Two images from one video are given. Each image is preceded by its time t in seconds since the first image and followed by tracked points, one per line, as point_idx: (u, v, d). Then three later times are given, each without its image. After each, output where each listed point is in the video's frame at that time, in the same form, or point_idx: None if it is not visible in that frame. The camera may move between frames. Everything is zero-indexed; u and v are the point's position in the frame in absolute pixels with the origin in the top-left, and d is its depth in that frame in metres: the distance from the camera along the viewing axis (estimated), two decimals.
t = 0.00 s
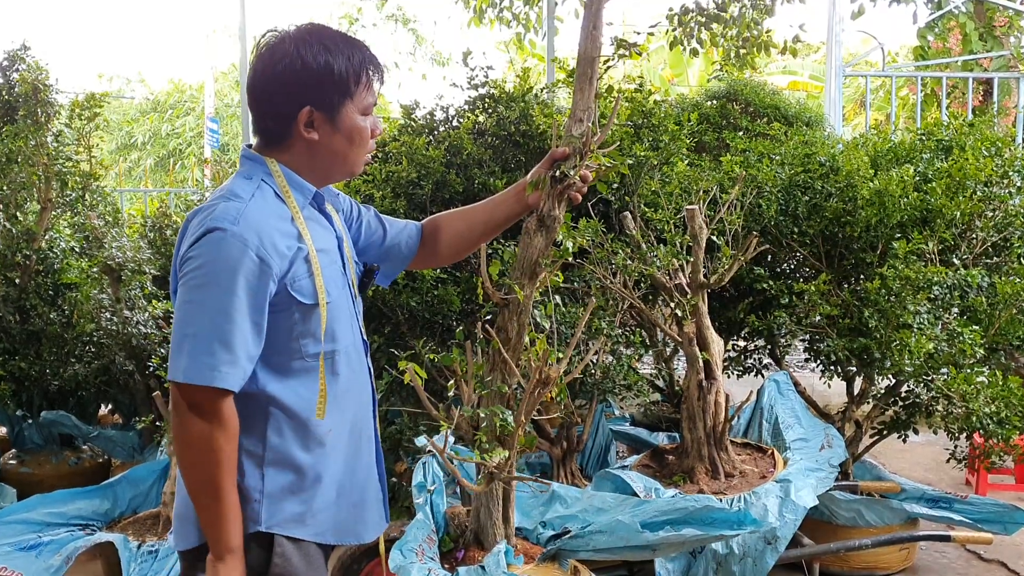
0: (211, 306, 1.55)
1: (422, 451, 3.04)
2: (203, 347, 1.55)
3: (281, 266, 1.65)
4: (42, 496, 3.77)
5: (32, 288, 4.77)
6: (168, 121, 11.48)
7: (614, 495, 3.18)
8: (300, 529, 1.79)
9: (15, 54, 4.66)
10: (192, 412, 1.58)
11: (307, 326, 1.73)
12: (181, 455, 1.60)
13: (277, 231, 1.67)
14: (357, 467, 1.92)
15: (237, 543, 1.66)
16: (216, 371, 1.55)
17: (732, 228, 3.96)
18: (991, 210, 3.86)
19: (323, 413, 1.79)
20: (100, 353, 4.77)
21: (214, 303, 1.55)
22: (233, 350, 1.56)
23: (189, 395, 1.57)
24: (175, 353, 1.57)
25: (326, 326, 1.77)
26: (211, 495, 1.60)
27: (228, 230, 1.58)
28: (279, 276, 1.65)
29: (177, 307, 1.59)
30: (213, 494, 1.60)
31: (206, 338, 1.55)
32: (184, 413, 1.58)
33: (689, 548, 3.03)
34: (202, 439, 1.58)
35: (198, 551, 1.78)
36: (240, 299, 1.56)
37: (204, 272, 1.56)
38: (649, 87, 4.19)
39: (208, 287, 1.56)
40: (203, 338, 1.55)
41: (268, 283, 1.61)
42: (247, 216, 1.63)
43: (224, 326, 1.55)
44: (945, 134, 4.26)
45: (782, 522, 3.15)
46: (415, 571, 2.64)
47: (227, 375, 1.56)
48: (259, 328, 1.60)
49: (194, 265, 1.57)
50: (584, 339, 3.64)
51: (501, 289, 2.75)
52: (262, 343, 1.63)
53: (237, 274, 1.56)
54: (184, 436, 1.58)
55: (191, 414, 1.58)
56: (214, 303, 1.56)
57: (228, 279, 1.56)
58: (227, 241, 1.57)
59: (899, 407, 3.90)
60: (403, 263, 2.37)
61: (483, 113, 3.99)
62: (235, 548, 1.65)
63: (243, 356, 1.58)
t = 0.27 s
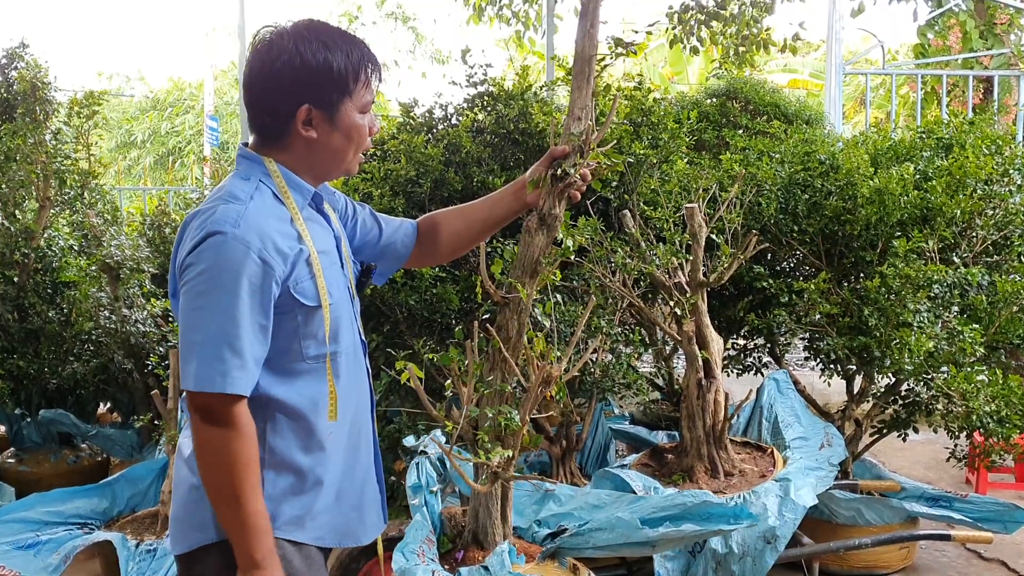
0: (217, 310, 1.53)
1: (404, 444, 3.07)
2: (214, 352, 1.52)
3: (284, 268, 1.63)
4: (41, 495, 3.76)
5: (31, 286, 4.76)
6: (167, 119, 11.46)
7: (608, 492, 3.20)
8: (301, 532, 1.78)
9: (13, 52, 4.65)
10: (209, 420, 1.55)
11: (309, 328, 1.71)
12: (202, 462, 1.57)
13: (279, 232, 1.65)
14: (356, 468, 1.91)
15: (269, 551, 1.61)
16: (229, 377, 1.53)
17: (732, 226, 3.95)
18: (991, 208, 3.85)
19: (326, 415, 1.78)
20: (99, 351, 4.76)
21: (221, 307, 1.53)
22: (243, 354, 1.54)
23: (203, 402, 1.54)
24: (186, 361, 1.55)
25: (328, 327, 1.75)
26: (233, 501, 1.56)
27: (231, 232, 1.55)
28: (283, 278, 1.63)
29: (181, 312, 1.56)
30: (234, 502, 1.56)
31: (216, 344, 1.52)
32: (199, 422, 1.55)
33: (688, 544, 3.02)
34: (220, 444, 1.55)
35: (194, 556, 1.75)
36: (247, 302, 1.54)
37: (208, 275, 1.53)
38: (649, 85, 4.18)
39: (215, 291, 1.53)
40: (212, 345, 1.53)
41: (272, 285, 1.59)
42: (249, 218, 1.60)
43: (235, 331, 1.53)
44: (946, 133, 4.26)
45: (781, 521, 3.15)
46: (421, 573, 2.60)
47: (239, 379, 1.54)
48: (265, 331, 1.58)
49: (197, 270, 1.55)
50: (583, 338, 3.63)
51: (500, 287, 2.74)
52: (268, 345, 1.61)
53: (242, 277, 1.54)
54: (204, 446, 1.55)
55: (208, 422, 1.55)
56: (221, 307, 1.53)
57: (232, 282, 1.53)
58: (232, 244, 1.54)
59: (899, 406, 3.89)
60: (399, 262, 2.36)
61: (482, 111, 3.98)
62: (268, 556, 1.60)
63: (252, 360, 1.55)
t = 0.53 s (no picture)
0: (218, 313, 1.50)
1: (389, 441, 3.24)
2: (220, 356, 1.49)
3: (284, 268, 1.61)
4: (41, 493, 3.76)
5: (31, 284, 4.76)
6: (168, 117, 11.45)
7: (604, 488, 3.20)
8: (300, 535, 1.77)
9: (14, 50, 4.65)
10: (222, 427, 1.52)
11: (309, 328, 1.69)
12: (221, 473, 1.53)
13: (278, 232, 1.62)
14: (355, 470, 1.90)
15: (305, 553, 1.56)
16: (236, 380, 1.50)
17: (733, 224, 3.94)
18: (993, 206, 3.84)
19: (326, 415, 1.76)
20: (99, 349, 4.76)
21: (223, 309, 1.50)
22: (248, 356, 1.51)
23: (215, 408, 1.51)
24: (192, 367, 1.52)
25: (328, 328, 1.73)
26: (255, 507, 1.52)
27: (231, 233, 1.53)
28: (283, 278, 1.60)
29: (181, 315, 1.53)
30: (257, 511, 1.53)
31: (220, 347, 1.49)
32: (210, 430, 1.52)
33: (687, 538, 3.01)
34: (236, 454, 1.52)
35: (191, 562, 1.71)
36: (250, 303, 1.52)
37: (208, 276, 1.51)
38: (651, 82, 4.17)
39: (218, 293, 1.50)
40: (214, 348, 1.50)
41: (274, 286, 1.56)
42: (248, 219, 1.58)
43: (240, 333, 1.50)
44: (947, 130, 4.25)
45: (782, 520, 3.15)
46: (432, 573, 2.56)
47: (246, 382, 1.51)
48: (268, 333, 1.56)
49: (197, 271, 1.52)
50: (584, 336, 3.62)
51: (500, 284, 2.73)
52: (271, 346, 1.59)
53: (244, 277, 1.51)
54: (220, 453, 1.53)
55: (220, 428, 1.52)
56: (224, 309, 1.50)
57: (234, 283, 1.50)
58: (232, 245, 1.52)
59: (901, 404, 3.88)
60: (398, 259, 2.34)
61: (482, 109, 3.97)
62: (302, 556, 1.56)
63: (258, 362, 1.53)
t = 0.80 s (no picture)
0: (216, 317, 1.49)
1: (377, 446, 3.40)
2: (215, 363, 1.49)
3: (282, 272, 1.59)
4: (41, 491, 3.76)
5: (31, 282, 4.76)
6: (169, 115, 11.45)
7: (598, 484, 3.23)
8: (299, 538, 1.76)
9: (14, 48, 4.64)
10: (213, 434, 1.51)
11: (307, 331, 1.68)
12: (209, 481, 1.53)
13: (277, 235, 1.61)
14: (355, 473, 1.89)
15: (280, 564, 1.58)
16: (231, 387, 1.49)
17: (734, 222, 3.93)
18: (995, 204, 3.83)
19: (324, 419, 1.75)
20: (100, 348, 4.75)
21: (219, 315, 1.48)
22: (244, 362, 1.50)
23: (207, 415, 1.50)
24: (187, 372, 1.51)
25: (327, 331, 1.72)
26: (241, 517, 1.53)
27: (228, 236, 1.52)
28: (281, 282, 1.59)
29: (178, 319, 1.52)
30: (241, 520, 1.53)
31: (216, 354, 1.48)
32: (202, 436, 1.52)
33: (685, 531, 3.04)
34: (226, 462, 1.51)
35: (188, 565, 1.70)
36: (247, 308, 1.50)
37: (206, 281, 1.49)
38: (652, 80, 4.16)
39: (215, 298, 1.49)
40: (212, 353, 1.49)
41: (272, 289, 1.55)
42: (246, 221, 1.57)
43: (236, 340, 1.49)
44: (949, 129, 4.25)
45: (784, 519, 3.14)
46: None
47: (242, 389, 1.50)
48: (264, 338, 1.55)
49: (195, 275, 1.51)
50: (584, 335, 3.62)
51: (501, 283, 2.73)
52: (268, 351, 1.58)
53: (241, 282, 1.50)
54: (209, 459, 1.52)
55: (211, 435, 1.51)
56: (220, 315, 1.49)
57: (231, 287, 1.49)
58: (229, 249, 1.51)
59: (902, 403, 3.88)
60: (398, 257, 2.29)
61: (483, 107, 3.96)
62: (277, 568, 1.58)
63: (254, 367, 1.52)
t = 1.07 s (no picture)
0: (218, 321, 1.48)
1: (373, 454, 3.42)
2: (214, 367, 1.48)
3: (285, 276, 1.59)
4: (42, 491, 3.76)
5: (31, 282, 4.75)
6: (169, 114, 11.44)
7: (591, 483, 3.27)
8: (298, 544, 1.75)
9: (14, 47, 4.64)
10: (211, 439, 1.51)
11: (310, 335, 1.68)
12: (204, 485, 1.53)
13: (280, 239, 1.61)
14: (355, 478, 1.88)
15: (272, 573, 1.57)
16: (230, 393, 1.48)
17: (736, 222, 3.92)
18: (997, 204, 3.82)
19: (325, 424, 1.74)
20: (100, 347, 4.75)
21: (220, 319, 1.48)
22: (244, 367, 1.49)
23: (204, 420, 1.50)
24: (186, 376, 1.50)
25: (329, 334, 1.71)
26: (236, 524, 1.52)
27: (231, 239, 1.51)
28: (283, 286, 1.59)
29: (178, 322, 1.51)
30: (234, 525, 1.52)
31: (216, 358, 1.48)
32: (200, 441, 1.51)
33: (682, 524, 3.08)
34: (221, 467, 1.51)
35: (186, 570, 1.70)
36: (248, 313, 1.50)
37: (208, 283, 1.49)
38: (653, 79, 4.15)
39: (215, 302, 1.48)
40: (212, 357, 1.48)
41: (274, 293, 1.54)
42: (248, 224, 1.56)
43: (236, 345, 1.48)
44: (951, 128, 4.24)
45: (786, 519, 3.13)
46: None
47: (241, 394, 1.49)
48: (265, 343, 1.54)
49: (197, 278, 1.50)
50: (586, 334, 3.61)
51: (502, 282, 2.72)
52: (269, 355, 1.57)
53: (243, 285, 1.50)
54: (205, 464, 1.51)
55: (208, 441, 1.51)
56: (221, 319, 1.48)
57: (233, 290, 1.49)
58: (232, 253, 1.50)
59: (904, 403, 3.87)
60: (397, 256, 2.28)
61: (484, 106, 3.95)
62: None
63: (254, 373, 1.51)
